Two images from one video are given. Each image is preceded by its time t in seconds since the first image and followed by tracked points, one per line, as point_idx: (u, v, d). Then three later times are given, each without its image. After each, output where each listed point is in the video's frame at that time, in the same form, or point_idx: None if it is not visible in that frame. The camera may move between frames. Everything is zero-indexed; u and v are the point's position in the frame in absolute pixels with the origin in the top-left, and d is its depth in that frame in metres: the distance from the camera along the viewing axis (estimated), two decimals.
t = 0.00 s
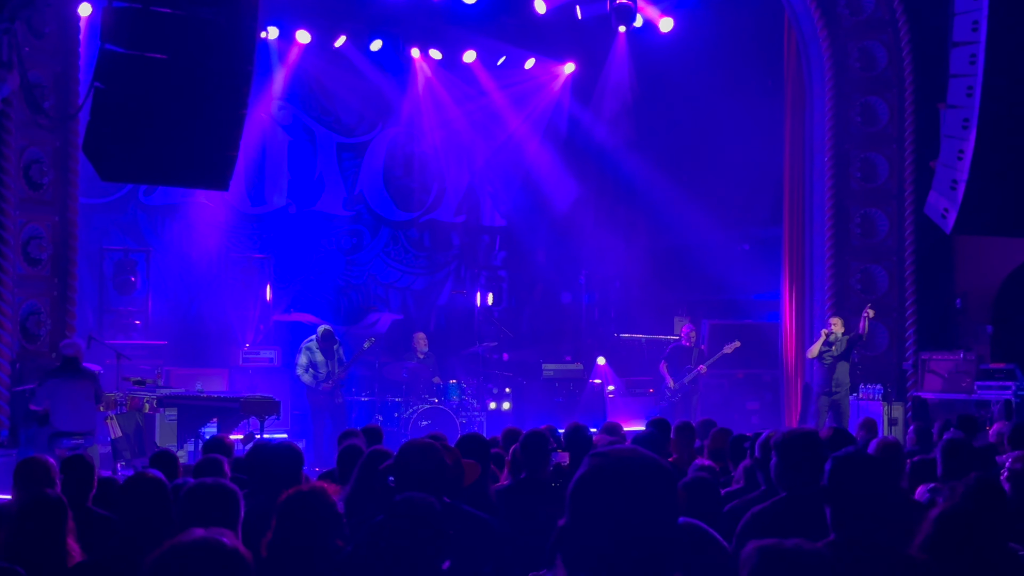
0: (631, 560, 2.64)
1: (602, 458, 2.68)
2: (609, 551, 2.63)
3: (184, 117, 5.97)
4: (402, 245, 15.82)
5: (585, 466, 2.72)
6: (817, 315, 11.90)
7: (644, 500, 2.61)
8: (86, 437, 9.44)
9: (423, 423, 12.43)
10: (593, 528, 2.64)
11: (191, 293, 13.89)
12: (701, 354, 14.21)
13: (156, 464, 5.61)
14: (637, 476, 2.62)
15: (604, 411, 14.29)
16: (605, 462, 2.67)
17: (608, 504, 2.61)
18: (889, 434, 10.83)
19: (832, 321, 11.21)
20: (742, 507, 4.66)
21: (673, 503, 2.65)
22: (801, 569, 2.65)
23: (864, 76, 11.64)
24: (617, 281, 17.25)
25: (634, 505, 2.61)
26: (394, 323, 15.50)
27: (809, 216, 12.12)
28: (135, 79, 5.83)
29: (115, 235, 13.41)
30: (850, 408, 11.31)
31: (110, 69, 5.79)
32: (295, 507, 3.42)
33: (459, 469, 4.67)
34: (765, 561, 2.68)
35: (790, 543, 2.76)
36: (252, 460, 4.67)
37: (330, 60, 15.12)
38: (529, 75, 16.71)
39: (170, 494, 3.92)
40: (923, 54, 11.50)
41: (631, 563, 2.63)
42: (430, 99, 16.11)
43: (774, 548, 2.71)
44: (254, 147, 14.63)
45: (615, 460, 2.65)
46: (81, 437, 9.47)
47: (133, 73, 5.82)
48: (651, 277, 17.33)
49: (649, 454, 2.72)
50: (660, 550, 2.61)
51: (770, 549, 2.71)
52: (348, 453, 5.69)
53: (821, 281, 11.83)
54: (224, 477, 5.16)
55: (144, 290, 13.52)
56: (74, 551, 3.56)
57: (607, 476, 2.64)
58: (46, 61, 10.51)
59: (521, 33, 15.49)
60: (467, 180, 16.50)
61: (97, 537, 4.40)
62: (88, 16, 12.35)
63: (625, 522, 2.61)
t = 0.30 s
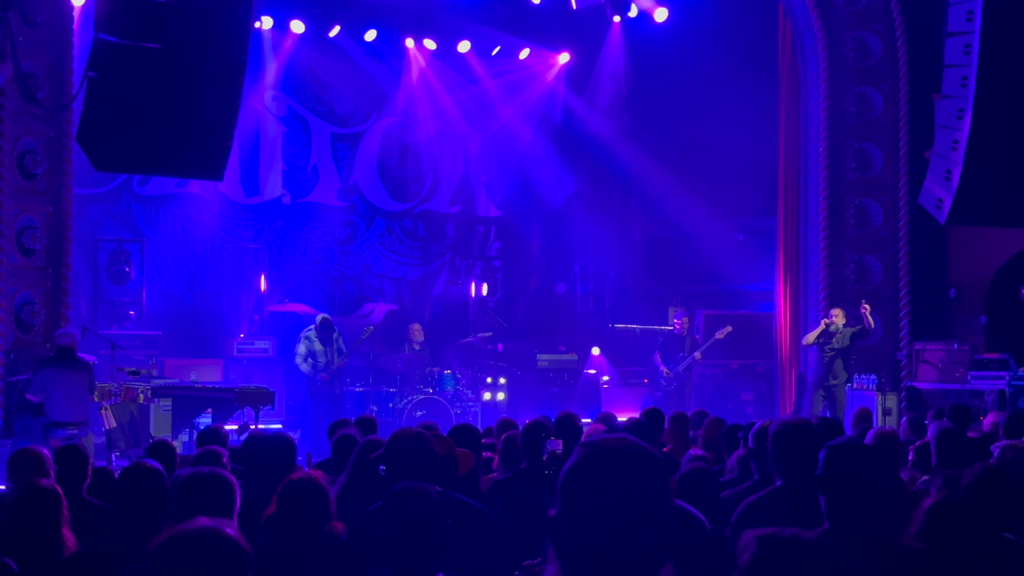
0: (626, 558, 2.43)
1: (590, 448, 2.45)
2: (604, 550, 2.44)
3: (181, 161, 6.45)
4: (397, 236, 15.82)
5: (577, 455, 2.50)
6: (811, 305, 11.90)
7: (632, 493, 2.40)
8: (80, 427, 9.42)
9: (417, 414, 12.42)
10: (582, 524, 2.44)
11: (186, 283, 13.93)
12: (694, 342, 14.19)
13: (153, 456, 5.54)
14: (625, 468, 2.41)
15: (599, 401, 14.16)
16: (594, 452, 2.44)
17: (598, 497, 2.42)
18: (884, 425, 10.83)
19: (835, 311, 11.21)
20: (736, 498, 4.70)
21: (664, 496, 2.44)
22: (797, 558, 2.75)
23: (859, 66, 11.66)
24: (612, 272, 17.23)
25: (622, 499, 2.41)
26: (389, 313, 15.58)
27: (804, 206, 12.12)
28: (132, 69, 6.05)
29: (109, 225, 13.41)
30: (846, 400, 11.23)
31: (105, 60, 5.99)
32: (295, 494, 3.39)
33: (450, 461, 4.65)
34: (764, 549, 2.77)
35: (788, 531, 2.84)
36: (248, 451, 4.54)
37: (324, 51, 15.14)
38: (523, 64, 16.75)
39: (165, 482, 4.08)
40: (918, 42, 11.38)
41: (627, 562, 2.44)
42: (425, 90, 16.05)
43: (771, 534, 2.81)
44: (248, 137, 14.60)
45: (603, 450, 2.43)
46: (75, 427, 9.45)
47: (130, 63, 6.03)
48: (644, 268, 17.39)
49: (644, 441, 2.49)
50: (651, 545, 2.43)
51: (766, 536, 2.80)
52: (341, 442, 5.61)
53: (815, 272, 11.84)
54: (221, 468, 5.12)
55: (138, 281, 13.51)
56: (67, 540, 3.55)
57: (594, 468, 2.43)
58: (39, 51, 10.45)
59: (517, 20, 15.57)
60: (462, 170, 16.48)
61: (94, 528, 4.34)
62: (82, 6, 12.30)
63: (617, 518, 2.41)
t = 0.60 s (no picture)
0: (609, 557, 2.28)
1: (578, 435, 2.32)
2: (589, 547, 2.28)
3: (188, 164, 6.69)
4: (388, 226, 15.79)
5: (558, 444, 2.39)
6: (802, 294, 11.95)
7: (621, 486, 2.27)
8: (70, 417, 9.36)
9: (408, 403, 12.43)
10: (568, 519, 2.28)
11: (178, 273, 13.89)
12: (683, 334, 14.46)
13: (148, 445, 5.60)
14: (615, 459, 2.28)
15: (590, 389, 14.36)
16: (578, 438, 2.32)
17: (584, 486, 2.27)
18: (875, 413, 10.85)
19: (823, 307, 11.11)
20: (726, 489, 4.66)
21: (651, 489, 2.31)
22: (792, 554, 2.25)
23: (850, 55, 11.64)
24: (604, 262, 17.49)
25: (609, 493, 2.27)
26: (380, 303, 15.50)
27: (796, 195, 12.07)
28: (120, 59, 6.14)
29: (99, 215, 13.36)
30: (838, 389, 11.15)
31: (94, 49, 6.06)
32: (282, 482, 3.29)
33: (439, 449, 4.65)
34: (746, 539, 2.27)
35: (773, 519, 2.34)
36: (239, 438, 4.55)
37: (314, 40, 15.03)
38: (514, 53, 16.71)
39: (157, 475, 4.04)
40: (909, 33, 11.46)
41: (610, 562, 2.28)
42: (417, 79, 15.98)
43: (754, 521, 2.31)
44: (238, 128, 14.56)
45: (594, 438, 2.30)
46: (65, 417, 9.48)
47: (118, 53, 6.12)
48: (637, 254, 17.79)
49: (629, 430, 2.38)
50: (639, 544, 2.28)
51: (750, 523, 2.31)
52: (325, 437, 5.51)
53: (806, 261, 11.84)
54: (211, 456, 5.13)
55: (129, 270, 13.51)
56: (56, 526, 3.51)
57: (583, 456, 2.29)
58: (28, 40, 10.32)
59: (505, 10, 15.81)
60: (453, 159, 16.42)
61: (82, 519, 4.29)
62: None
63: (604, 511, 2.26)
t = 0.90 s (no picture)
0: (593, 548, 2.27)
1: (557, 425, 2.27)
2: (571, 540, 2.27)
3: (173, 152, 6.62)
4: (377, 216, 15.79)
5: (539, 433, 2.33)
6: (790, 283, 12.03)
7: (607, 477, 2.25)
8: (58, 408, 9.31)
9: (398, 394, 12.43)
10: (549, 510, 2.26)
11: (166, 263, 13.86)
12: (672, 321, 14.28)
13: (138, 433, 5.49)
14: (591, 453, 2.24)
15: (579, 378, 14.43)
16: (557, 429, 2.27)
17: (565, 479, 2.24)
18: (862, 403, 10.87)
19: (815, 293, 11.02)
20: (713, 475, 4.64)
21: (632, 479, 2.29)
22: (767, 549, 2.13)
23: (839, 45, 11.62)
24: (592, 252, 17.45)
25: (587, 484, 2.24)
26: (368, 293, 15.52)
27: (784, 187, 12.15)
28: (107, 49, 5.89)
29: (86, 205, 13.35)
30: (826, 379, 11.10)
31: (80, 40, 5.81)
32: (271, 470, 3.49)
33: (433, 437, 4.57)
34: (715, 536, 2.15)
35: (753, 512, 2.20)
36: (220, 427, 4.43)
37: (303, 29, 15.01)
38: (503, 42, 16.62)
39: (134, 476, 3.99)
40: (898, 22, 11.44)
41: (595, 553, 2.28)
42: (405, 69, 15.95)
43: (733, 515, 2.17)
44: (226, 118, 14.51)
45: (569, 431, 2.25)
46: (53, 408, 9.36)
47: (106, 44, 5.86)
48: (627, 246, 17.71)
49: (610, 418, 2.34)
50: (619, 536, 2.27)
51: (729, 521, 2.16)
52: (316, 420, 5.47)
53: (795, 251, 11.86)
54: (193, 445, 5.06)
55: (116, 260, 13.51)
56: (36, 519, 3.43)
57: (560, 448, 2.25)
58: (15, 30, 10.24)
59: None
60: (443, 149, 16.40)
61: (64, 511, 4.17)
62: None
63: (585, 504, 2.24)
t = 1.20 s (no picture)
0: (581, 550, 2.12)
1: (548, 416, 2.15)
2: (560, 541, 2.13)
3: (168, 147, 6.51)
4: (368, 209, 15.77)
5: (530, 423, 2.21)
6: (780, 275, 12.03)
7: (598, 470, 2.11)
8: (48, 400, 9.25)
9: (388, 386, 12.47)
10: (535, 506, 2.13)
11: (157, 256, 13.83)
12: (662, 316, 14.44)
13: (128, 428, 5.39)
14: (583, 441, 2.10)
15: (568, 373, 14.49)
16: (547, 419, 2.14)
17: (554, 475, 2.11)
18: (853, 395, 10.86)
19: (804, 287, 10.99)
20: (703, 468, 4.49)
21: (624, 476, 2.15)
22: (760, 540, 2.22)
23: (830, 38, 11.64)
24: (583, 242, 17.43)
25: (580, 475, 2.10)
26: (359, 286, 15.52)
27: (775, 179, 12.12)
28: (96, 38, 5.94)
29: (76, 198, 13.29)
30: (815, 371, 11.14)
31: (68, 28, 5.86)
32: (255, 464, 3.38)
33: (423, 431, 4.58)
34: (709, 526, 2.24)
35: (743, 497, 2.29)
36: (212, 419, 4.39)
37: (292, 21, 14.95)
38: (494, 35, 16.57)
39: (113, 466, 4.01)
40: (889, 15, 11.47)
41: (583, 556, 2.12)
42: (396, 61, 15.93)
43: (724, 501, 2.27)
44: (214, 110, 14.38)
45: (561, 421, 2.13)
46: (42, 400, 9.30)
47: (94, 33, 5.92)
48: (618, 238, 17.79)
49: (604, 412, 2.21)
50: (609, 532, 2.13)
51: (725, 508, 2.26)
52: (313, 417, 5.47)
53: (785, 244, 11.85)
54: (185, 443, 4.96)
55: (105, 253, 13.44)
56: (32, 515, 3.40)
57: (546, 443, 2.12)
58: (4, 21, 10.17)
59: None
60: (434, 141, 16.42)
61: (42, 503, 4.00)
62: None
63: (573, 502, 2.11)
